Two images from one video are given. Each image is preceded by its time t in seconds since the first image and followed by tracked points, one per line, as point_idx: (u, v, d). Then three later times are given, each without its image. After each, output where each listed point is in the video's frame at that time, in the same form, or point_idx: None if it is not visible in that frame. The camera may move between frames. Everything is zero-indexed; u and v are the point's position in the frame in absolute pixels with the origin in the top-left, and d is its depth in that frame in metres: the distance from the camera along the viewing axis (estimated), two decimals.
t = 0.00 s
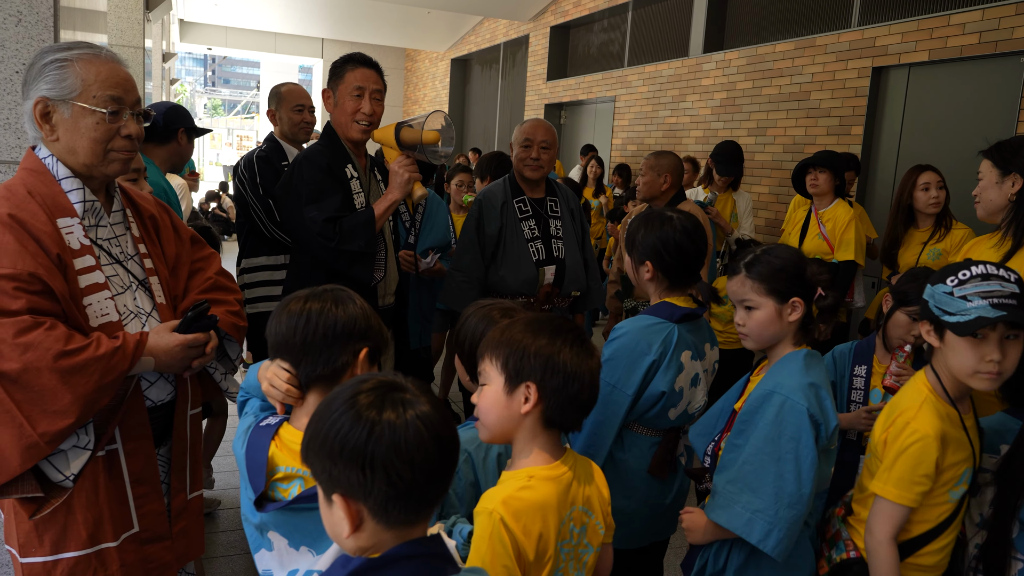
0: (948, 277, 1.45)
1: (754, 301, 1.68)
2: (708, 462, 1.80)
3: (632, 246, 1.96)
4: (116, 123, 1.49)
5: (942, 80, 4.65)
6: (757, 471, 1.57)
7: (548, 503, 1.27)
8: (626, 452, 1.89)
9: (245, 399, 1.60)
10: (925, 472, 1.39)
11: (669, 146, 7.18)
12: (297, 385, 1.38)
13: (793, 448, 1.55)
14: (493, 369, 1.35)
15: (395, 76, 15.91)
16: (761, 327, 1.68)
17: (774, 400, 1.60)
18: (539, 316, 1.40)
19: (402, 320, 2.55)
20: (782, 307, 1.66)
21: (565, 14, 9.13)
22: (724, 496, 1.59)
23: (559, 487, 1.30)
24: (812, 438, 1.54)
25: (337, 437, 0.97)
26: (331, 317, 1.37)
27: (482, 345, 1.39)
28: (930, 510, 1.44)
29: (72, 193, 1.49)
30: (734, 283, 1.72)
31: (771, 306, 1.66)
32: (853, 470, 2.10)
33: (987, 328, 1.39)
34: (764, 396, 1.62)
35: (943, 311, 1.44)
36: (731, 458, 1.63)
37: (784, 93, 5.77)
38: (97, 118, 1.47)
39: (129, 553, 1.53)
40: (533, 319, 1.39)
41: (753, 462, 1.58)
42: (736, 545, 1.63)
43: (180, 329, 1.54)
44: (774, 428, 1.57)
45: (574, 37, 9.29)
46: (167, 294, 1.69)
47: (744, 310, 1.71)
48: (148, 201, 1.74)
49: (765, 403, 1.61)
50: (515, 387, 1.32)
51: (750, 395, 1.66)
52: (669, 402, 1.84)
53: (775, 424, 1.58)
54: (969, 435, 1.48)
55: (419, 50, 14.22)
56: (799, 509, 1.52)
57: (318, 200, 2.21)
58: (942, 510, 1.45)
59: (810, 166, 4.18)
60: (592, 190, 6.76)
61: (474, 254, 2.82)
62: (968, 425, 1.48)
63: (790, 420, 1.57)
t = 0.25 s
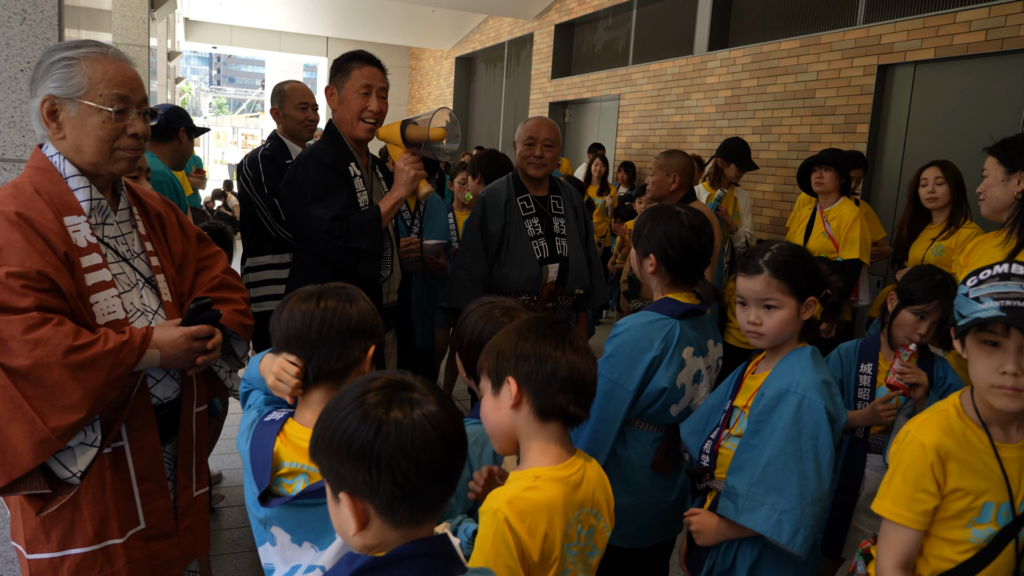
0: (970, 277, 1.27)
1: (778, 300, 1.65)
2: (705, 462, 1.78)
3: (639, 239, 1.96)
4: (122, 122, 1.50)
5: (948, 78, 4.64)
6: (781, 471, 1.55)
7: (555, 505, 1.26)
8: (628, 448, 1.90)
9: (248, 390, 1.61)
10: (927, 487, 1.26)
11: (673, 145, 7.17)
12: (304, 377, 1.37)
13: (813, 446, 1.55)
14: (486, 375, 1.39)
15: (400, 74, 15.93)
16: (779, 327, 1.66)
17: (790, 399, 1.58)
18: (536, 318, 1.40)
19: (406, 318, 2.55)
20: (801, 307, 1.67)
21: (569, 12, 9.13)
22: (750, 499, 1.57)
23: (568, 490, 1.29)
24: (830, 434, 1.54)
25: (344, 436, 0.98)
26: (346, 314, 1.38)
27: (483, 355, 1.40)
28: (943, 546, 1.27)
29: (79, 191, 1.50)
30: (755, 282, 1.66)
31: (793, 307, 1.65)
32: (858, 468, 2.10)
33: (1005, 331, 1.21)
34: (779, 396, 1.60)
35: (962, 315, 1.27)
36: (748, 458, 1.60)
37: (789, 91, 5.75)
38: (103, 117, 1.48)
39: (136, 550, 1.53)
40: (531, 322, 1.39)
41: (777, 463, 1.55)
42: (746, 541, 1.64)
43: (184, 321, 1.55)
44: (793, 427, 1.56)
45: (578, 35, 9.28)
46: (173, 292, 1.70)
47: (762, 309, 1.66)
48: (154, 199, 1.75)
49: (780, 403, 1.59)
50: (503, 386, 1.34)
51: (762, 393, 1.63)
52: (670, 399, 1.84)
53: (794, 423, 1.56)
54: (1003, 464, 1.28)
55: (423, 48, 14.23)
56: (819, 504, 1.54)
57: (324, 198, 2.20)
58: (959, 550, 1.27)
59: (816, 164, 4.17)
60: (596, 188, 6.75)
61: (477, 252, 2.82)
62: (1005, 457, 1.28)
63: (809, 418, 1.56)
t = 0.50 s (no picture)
0: None
1: (790, 301, 1.65)
2: (706, 460, 1.79)
3: (644, 232, 1.97)
4: (128, 120, 1.50)
5: (953, 77, 4.62)
6: (797, 473, 1.53)
7: (558, 506, 1.26)
8: (626, 443, 1.90)
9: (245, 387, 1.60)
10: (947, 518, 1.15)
11: (677, 143, 7.16)
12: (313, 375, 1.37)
13: (824, 447, 1.54)
14: (490, 373, 1.40)
15: (403, 73, 15.94)
16: (790, 327, 1.66)
17: (801, 401, 1.57)
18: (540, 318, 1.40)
19: (410, 316, 2.55)
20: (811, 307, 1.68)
21: (573, 10, 9.12)
22: (766, 501, 1.55)
23: (572, 491, 1.29)
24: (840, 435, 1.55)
25: (348, 434, 0.98)
26: (357, 314, 1.40)
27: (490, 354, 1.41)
28: None
29: (86, 189, 1.51)
30: (769, 282, 1.65)
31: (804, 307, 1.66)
32: (862, 468, 2.10)
33: None
34: (789, 398, 1.59)
35: None
36: (761, 460, 1.59)
37: (793, 89, 5.74)
38: (109, 115, 1.49)
39: (141, 547, 1.54)
40: (536, 320, 1.39)
41: (791, 465, 1.54)
42: (753, 540, 1.64)
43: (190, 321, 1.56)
44: (805, 428, 1.55)
45: (582, 33, 9.27)
46: (179, 290, 1.71)
47: (774, 309, 1.66)
48: (160, 198, 1.76)
49: (790, 405, 1.58)
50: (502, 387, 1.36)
51: (772, 395, 1.62)
52: (667, 394, 1.84)
53: (807, 425, 1.55)
54: None
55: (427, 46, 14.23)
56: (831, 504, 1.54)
57: (330, 198, 2.21)
58: None
59: (820, 163, 4.16)
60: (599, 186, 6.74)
61: (480, 252, 2.83)
62: None
63: (820, 420, 1.55)
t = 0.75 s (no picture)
0: None
1: (798, 300, 1.64)
2: (709, 458, 1.79)
3: (647, 233, 1.96)
4: (134, 116, 1.51)
5: (959, 76, 4.61)
6: (796, 473, 1.53)
7: (555, 504, 1.27)
8: (629, 444, 1.90)
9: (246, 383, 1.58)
10: None
11: (681, 142, 7.15)
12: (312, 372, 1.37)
13: (826, 447, 1.54)
14: (495, 368, 1.39)
15: (408, 71, 15.94)
16: (797, 327, 1.65)
17: (803, 400, 1.57)
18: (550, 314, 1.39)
19: (412, 314, 2.55)
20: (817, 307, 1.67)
21: (578, 9, 9.11)
22: (765, 500, 1.55)
23: (568, 488, 1.30)
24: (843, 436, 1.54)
25: (353, 431, 0.98)
26: (357, 311, 1.40)
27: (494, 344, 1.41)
28: None
29: (93, 185, 1.51)
30: (776, 280, 1.65)
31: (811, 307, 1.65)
32: (864, 468, 2.10)
33: None
34: (792, 397, 1.59)
35: None
36: (762, 459, 1.59)
37: (798, 89, 5.73)
38: (115, 111, 1.49)
39: (144, 544, 1.54)
40: (548, 316, 1.38)
41: (792, 465, 1.54)
42: (753, 539, 1.63)
43: (195, 320, 1.56)
44: (808, 428, 1.55)
45: (586, 32, 9.26)
46: (186, 288, 1.71)
47: (782, 308, 1.66)
48: (169, 195, 1.76)
49: (793, 405, 1.58)
50: (508, 384, 1.35)
51: (775, 394, 1.62)
52: (670, 394, 1.84)
53: (808, 425, 1.55)
54: None
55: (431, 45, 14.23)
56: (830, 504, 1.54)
57: (339, 196, 2.20)
58: None
59: (823, 162, 4.15)
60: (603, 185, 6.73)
61: (483, 250, 2.82)
62: None
63: (822, 420, 1.55)
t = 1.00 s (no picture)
0: None
1: (807, 299, 1.65)
2: (714, 455, 1.79)
3: (651, 235, 1.96)
4: (142, 114, 1.51)
5: (963, 76, 4.60)
6: (798, 471, 1.54)
7: (551, 499, 1.26)
8: (632, 445, 1.89)
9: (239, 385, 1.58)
10: None
11: (684, 141, 7.15)
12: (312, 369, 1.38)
13: (829, 445, 1.54)
14: (497, 366, 1.39)
15: (411, 70, 15.94)
16: (806, 325, 1.66)
17: (808, 399, 1.57)
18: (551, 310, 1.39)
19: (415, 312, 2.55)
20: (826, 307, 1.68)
21: (581, 8, 9.11)
22: (765, 497, 1.56)
23: (565, 484, 1.30)
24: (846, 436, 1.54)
25: (355, 429, 0.98)
26: (354, 306, 1.40)
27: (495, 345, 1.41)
28: None
29: (101, 183, 1.52)
30: (787, 278, 1.65)
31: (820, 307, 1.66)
32: (868, 467, 2.10)
33: None
34: (795, 396, 1.59)
35: None
36: (764, 455, 1.60)
37: (801, 88, 5.72)
38: (123, 108, 1.49)
39: (148, 541, 1.54)
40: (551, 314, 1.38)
41: (793, 462, 1.55)
42: (756, 535, 1.64)
43: (202, 319, 1.56)
44: (810, 426, 1.55)
45: (590, 31, 9.26)
46: (194, 286, 1.71)
47: (791, 306, 1.66)
48: (179, 195, 1.76)
49: (796, 403, 1.58)
50: (512, 388, 1.35)
51: (779, 392, 1.62)
52: (675, 395, 1.84)
53: (811, 423, 1.55)
54: None
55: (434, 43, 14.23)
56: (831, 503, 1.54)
57: (343, 195, 2.20)
58: None
59: (826, 162, 4.15)
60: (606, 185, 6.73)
61: (487, 249, 2.82)
62: None
63: (825, 419, 1.55)
